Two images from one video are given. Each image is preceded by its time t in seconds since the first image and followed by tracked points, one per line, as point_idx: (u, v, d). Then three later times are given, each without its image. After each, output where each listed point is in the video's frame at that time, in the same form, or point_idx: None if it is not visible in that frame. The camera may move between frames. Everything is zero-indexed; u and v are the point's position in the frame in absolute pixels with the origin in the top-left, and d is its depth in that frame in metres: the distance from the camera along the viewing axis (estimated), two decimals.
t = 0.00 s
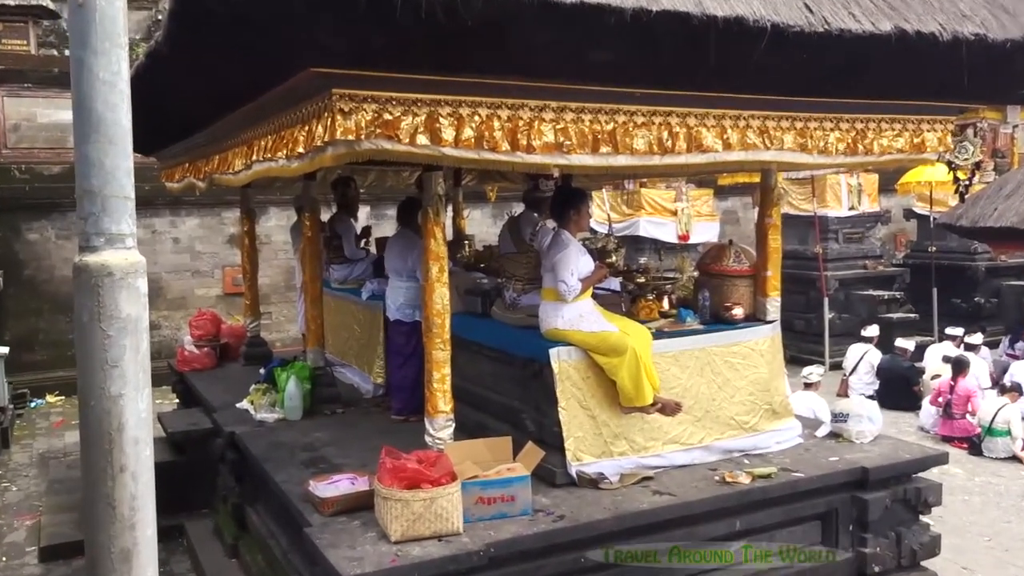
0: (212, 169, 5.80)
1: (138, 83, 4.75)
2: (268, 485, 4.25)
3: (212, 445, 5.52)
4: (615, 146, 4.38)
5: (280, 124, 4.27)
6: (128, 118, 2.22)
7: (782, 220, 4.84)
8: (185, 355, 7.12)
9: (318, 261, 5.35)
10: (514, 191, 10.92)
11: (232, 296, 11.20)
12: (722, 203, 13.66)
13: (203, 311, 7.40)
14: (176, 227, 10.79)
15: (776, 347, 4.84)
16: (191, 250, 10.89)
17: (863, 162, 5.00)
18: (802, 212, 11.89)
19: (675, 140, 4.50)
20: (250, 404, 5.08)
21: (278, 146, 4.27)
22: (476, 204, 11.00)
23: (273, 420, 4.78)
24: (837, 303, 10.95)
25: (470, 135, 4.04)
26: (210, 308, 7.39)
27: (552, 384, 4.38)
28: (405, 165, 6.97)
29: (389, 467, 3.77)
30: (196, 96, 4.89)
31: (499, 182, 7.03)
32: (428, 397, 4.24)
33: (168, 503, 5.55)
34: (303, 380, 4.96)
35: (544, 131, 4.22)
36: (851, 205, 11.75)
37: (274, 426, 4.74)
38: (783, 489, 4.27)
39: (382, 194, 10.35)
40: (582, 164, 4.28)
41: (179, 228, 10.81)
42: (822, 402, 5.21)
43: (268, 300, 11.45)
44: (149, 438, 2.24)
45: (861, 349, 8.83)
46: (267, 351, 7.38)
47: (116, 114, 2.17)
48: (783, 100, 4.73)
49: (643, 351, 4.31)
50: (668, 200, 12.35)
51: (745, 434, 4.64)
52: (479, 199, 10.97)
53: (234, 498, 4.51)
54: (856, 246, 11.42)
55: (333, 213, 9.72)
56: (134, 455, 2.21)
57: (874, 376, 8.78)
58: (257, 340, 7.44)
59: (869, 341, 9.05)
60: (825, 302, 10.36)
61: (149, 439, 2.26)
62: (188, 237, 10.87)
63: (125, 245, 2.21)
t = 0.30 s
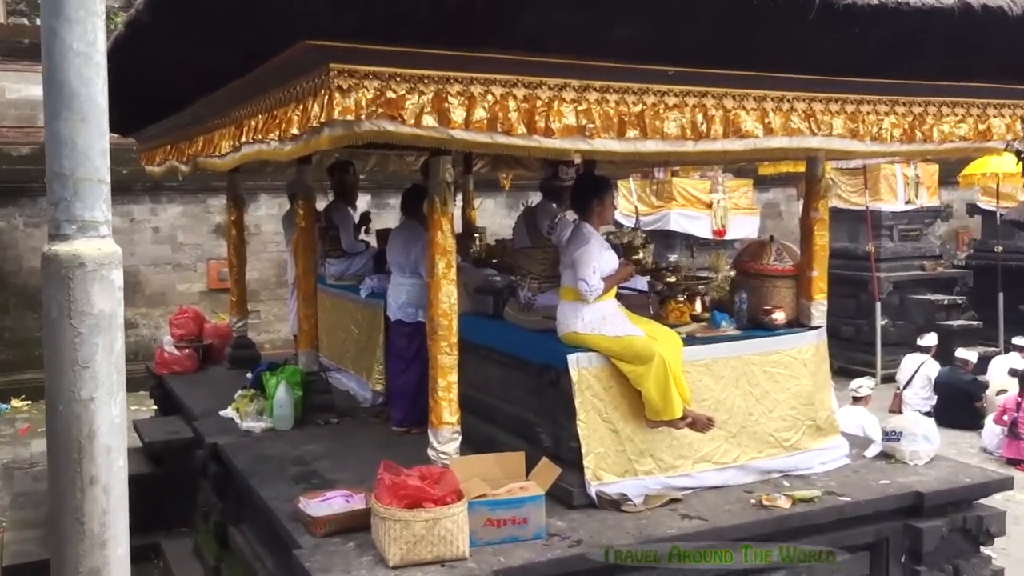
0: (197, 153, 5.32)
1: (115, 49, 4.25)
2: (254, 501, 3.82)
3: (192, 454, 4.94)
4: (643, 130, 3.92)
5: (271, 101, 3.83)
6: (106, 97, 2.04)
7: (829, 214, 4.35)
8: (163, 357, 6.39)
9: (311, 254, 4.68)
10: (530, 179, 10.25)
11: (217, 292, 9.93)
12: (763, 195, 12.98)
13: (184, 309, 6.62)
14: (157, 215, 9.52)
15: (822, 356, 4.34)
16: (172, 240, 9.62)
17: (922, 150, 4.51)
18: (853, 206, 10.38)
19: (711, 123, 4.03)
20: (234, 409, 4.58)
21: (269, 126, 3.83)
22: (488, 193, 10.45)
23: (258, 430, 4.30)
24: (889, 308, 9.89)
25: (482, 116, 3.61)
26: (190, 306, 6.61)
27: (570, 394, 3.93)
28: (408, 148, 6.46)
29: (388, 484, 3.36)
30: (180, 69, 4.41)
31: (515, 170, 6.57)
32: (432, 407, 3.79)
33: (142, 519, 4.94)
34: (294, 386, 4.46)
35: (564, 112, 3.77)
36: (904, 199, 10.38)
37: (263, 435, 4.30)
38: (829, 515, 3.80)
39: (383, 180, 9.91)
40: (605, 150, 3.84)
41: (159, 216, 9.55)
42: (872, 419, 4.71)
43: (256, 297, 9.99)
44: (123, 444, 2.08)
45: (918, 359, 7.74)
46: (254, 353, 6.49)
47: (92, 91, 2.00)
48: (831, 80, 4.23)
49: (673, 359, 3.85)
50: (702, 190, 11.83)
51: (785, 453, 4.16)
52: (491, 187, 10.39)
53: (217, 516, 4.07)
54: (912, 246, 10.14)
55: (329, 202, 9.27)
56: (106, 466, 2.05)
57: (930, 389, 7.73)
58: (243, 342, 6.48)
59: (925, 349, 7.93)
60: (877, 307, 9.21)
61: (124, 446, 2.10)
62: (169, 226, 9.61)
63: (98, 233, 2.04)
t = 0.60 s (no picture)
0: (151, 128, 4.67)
1: (71, 1, 3.68)
2: (224, 526, 3.31)
3: (155, 470, 4.25)
4: (677, 104, 3.40)
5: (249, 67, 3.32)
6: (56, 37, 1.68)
7: (890, 206, 3.80)
8: (125, 358, 5.39)
9: (295, 244, 4.09)
10: (549, 160, 8.73)
11: (188, 286, 8.33)
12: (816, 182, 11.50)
13: (150, 305, 5.68)
14: (121, 195, 8.02)
15: (879, 367, 3.79)
16: (138, 226, 8.09)
17: (1000, 131, 3.99)
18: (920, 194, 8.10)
19: (755, 98, 3.51)
20: (204, 420, 4.06)
21: (246, 96, 3.31)
22: (500, 176, 8.77)
23: (228, 442, 3.82)
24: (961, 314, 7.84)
25: (492, 87, 3.11)
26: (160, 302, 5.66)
27: (588, 408, 3.41)
28: (411, 123, 5.79)
29: (378, 507, 2.87)
30: (148, 28, 3.86)
31: (529, 149, 6.06)
32: (429, 421, 3.29)
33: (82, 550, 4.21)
34: (272, 394, 3.93)
35: (586, 83, 3.25)
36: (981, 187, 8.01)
37: (237, 448, 3.80)
38: (887, 552, 3.25)
39: (380, 161, 8.46)
40: (632, 127, 3.33)
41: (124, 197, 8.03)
42: (938, 442, 4.14)
43: (230, 292, 8.42)
44: (69, 458, 1.71)
45: (994, 373, 6.23)
46: (231, 356, 5.59)
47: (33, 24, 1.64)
48: (893, 50, 3.69)
49: (707, 369, 3.33)
50: (746, 176, 9.85)
51: (836, 479, 3.61)
52: (505, 170, 8.75)
53: (182, 541, 3.59)
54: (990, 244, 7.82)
55: (316, 184, 7.98)
56: (48, 479, 1.68)
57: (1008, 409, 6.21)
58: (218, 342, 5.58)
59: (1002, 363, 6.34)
60: (948, 314, 7.52)
61: (71, 463, 1.72)
62: (135, 209, 8.08)
63: (46, 211, 1.67)
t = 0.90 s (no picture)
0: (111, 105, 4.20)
1: None
2: (193, 552, 2.94)
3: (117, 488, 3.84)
4: (705, 79, 3.00)
5: (223, 38, 2.92)
6: None
7: (945, 194, 3.39)
8: (86, 364, 4.96)
9: (274, 237, 3.71)
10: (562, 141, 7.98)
11: (154, 285, 7.44)
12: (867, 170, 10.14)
13: (114, 305, 5.16)
14: (79, 182, 7.13)
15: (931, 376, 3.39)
16: (99, 217, 7.21)
17: None
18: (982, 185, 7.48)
19: (794, 72, 3.10)
20: (174, 434, 3.73)
21: (218, 70, 2.91)
22: (506, 162, 7.99)
23: (201, 459, 3.49)
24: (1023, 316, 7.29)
25: (496, 60, 2.72)
26: (125, 303, 5.14)
27: (604, 422, 3.03)
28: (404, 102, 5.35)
29: (366, 532, 2.50)
30: None
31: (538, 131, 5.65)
32: (425, 436, 2.91)
33: None
34: (249, 405, 3.59)
35: (602, 55, 2.85)
36: None
37: (211, 465, 3.45)
38: None
39: (371, 143, 7.51)
40: (655, 105, 2.95)
41: (83, 183, 7.14)
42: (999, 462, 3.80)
43: (203, 291, 7.51)
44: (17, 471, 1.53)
45: None
46: (204, 364, 5.14)
47: None
48: (948, 18, 3.26)
49: (738, 379, 2.95)
50: (784, 162, 9.00)
51: (882, 503, 3.22)
52: (512, 154, 7.99)
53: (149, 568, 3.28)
54: None
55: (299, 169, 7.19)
56: None
57: None
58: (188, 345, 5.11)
59: None
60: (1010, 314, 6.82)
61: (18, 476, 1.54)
62: (95, 196, 7.20)
63: None
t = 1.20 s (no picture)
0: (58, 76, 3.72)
1: None
2: None
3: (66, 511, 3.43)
4: (738, 46, 2.59)
5: None
6: None
7: (1015, 177, 2.99)
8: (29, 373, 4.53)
9: (243, 224, 3.34)
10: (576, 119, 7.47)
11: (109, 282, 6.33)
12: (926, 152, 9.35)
13: (63, 307, 4.80)
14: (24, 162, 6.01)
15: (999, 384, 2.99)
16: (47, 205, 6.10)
17: None
18: None
19: (840, 37, 2.69)
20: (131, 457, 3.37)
21: (180, 33, 2.51)
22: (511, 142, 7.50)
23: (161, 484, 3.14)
24: None
25: (498, 24, 2.32)
26: (75, 305, 4.81)
27: (621, 439, 2.64)
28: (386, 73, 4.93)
29: (344, 561, 2.11)
30: None
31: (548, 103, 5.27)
32: (415, 455, 2.53)
33: None
34: (215, 420, 3.23)
35: (619, 17, 2.45)
36: None
37: (172, 489, 3.12)
38: None
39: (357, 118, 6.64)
40: (680, 76, 2.55)
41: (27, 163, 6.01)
42: None
43: (163, 289, 6.44)
44: None
45: None
46: (165, 372, 4.67)
47: None
48: None
49: (776, 390, 2.56)
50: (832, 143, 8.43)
51: (941, 532, 2.83)
52: (520, 133, 7.47)
53: None
54: None
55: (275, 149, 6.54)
56: None
57: None
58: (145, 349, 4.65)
59: None
60: None
61: None
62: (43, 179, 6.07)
63: None
